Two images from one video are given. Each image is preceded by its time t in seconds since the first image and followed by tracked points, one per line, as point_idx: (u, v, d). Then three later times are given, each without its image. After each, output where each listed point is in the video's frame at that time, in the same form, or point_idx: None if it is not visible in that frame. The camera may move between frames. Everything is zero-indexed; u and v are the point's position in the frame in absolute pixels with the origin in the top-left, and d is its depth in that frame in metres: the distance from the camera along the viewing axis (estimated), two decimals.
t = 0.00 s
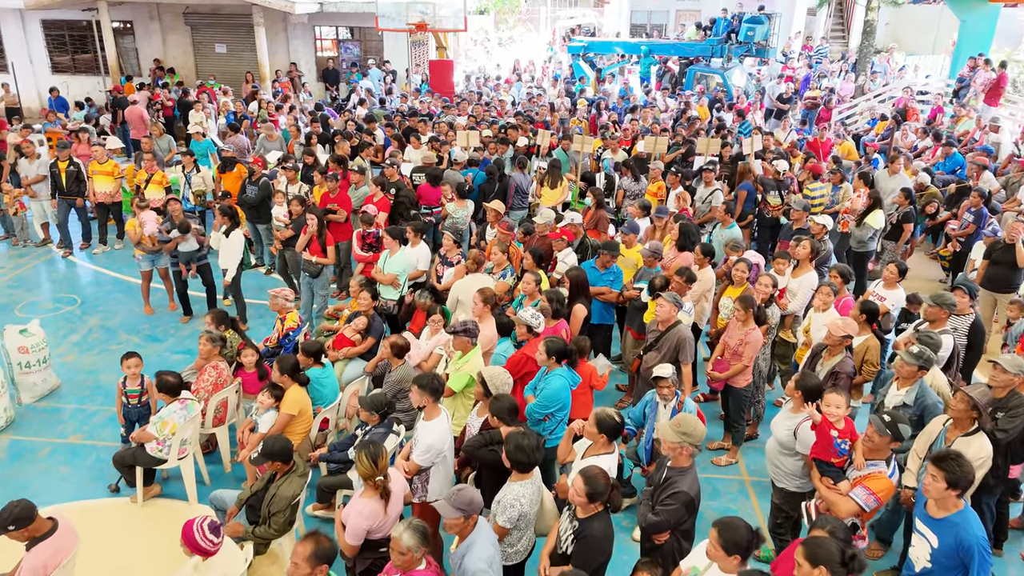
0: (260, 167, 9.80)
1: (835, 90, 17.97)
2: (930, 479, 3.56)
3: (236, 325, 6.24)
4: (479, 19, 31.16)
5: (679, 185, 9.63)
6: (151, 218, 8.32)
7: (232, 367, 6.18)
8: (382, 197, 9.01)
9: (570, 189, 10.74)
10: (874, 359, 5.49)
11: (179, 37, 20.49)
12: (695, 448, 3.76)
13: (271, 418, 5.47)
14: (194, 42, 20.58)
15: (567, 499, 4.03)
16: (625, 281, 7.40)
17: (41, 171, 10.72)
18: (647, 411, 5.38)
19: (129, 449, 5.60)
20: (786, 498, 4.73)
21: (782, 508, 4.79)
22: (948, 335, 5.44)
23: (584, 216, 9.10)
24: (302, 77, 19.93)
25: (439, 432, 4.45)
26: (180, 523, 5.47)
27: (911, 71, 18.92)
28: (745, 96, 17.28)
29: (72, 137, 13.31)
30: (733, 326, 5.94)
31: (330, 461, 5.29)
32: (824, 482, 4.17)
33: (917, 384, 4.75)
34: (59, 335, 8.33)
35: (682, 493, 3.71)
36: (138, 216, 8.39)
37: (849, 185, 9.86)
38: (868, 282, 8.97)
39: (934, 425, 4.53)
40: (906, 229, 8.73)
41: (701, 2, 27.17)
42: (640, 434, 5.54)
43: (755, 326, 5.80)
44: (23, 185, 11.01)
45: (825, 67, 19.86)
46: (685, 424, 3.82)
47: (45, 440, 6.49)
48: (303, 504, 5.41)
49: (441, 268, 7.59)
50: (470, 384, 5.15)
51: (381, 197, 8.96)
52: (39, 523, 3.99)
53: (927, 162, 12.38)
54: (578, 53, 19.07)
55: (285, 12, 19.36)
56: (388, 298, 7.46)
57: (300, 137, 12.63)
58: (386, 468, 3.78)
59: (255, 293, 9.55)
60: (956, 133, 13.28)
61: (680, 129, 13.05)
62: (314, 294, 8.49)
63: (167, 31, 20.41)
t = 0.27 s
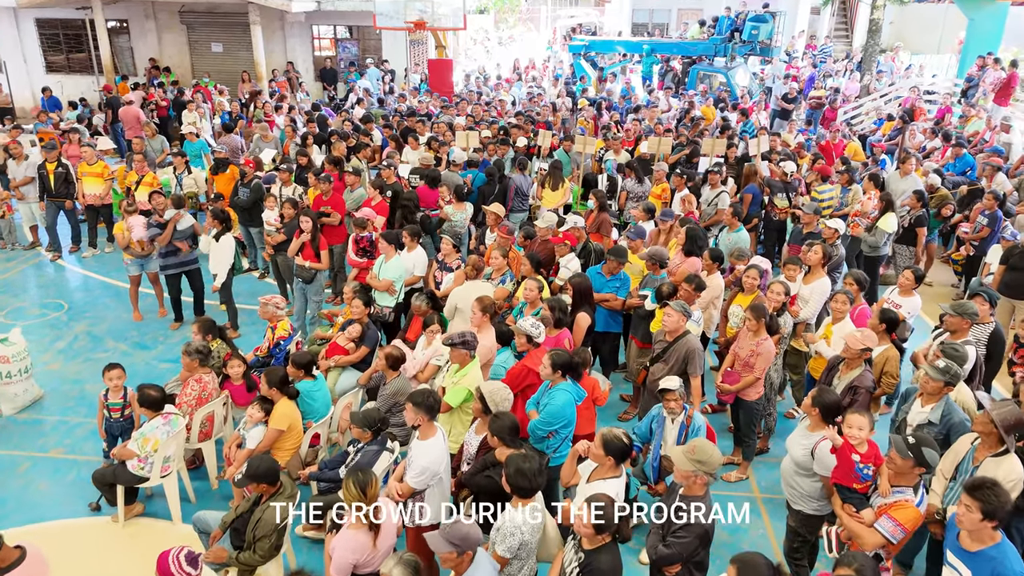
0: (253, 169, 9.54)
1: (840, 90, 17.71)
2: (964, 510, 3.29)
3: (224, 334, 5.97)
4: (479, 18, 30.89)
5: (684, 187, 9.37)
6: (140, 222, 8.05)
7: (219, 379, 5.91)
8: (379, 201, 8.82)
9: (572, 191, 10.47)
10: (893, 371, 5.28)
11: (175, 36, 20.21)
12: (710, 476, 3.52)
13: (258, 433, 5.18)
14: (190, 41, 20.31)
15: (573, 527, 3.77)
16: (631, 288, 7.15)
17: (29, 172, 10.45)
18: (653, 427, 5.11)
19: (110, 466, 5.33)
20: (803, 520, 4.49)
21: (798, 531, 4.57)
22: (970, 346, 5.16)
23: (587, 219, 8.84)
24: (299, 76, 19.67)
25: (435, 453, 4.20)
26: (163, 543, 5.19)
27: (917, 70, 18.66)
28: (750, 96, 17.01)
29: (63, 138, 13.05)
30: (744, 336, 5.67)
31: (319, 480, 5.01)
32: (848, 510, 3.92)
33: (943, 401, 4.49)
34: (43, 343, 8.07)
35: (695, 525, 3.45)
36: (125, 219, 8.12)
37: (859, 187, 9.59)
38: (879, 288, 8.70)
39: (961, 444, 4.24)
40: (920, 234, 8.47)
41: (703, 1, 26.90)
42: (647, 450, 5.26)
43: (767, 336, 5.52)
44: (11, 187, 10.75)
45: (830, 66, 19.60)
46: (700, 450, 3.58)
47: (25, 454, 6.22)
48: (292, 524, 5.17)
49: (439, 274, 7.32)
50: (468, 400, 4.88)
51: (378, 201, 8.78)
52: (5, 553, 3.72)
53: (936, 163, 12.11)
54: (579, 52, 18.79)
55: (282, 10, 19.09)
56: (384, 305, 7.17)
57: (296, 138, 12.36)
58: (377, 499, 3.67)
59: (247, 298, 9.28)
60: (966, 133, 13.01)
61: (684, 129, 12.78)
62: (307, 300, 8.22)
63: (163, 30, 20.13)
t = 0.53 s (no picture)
0: (246, 171, 9.28)
1: (846, 90, 17.46)
2: (1009, 546, 3.02)
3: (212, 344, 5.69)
4: (479, 17, 30.63)
5: (690, 189, 9.10)
6: (128, 226, 7.79)
7: (206, 392, 5.63)
8: (377, 204, 8.53)
9: (574, 193, 10.21)
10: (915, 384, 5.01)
11: (171, 35, 19.95)
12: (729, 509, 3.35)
13: (246, 450, 4.93)
14: (186, 40, 20.05)
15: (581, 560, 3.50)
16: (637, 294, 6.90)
17: (17, 174, 10.19)
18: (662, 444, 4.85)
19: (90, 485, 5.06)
20: (824, 547, 4.23)
21: (818, 558, 4.30)
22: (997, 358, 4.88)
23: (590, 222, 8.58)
24: (297, 76, 19.42)
25: (431, 476, 3.93)
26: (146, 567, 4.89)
27: (924, 70, 18.41)
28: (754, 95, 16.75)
29: (54, 138, 12.79)
30: (757, 347, 5.39)
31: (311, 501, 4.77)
32: (875, 540, 3.72)
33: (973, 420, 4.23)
34: (28, 351, 7.80)
35: (714, 563, 3.29)
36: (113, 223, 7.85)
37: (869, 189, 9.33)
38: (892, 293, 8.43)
39: (993, 465, 3.98)
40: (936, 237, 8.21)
41: None
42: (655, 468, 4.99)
43: (781, 348, 5.24)
44: None
45: (835, 66, 19.35)
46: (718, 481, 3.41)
47: (4, 470, 5.95)
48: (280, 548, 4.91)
49: (437, 280, 7.05)
50: (467, 416, 4.60)
51: (377, 204, 8.50)
52: None
53: (947, 165, 11.84)
54: (580, 51, 18.53)
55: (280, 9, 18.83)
56: (380, 313, 6.89)
57: (291, 139, 12.10)
58: (364, 530, 3.48)
59: (241, 304, 9.01)
60: (976, 134, 12.75)
61: (689, 130, 12.51)
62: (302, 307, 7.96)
63: (159, 29, 19.87)
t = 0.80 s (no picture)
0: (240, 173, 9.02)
1: (853, 90, 17.20)
2: None
3: (201, 356, 5.43)
4: (480, 17, 30.42)
5: (697, 192, 8.85)
6: (117, 231, 7.53)
7: (195, 407, 5.37)
8: (377, 208, 8.21)
9: (578, 196, 9.95)
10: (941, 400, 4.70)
11: (167, 34, 19.68)
12: (756, 553, 3.26)
13: (234, 471, 4.65)
14: (182, 39, 19.78)
15: None
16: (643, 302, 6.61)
17: (5, 176, 9.93)
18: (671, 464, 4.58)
19: (69, 506, 4.80)
20: None
21: None
22: None
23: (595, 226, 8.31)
24: (295, 75, 19.15)
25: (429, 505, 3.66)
26: None
27: (931, 69, 18.16)
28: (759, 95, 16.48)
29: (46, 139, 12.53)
30: (773, 360, 5.12)
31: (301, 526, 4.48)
32: (908, 574, 3.53)
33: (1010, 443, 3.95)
34: (13, 360, 7.54)
35: None
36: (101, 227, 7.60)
37: (882, 192, 9.07)
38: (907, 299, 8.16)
39: None
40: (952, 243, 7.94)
41: None
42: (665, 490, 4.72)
43: (799, 361, 4.98)
44: None
45: (841, 65, 19.09)
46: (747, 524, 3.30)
47: None
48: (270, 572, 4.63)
49: (437, 288, 6.78)
50: (467, 436, 4.34)
51: (376, 208, 8.15)
52: None
53: (959, 166, 11.58)
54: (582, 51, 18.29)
55: (277, 7, 18.58)
56: (377, 321, 6.62)
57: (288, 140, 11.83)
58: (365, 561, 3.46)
59: (235, 310, 8.76)
60: (988, 135, 12.48)
61: (694, 131, 12.25)
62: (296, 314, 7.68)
63: (155, 28, 19.61)
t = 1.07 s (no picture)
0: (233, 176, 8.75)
1: (859, 90, 16.95)
2: None
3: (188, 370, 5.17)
4: (480, 16, 30.17)
5: (705, 196, 8.58)
6: (105, 236, 7.28)
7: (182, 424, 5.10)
8: (373, 212, 7.97)
9: (581, 199, 9.70)
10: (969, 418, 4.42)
11: (163, 33, 19.42)
12: None
13: (220, 494, 4.39)
14: (179, 39, 19.52)
15: None
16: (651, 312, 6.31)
17: None
18: (683, 487, 4.31)
19: (45, 531, 4.50)
20: None
21: None
22: None
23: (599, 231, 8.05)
24: (293, 75, 18.89)
25: (426, 538, 3.41)
26: None
27: (938, 69, 17.90)
28: (764, 95, 16.21)
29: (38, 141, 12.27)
30: (791, 376, 4.87)
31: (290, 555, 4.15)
32: None
33: None
34: None
35: None
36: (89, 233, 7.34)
37: (895, 196, 8.79)
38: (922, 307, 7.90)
39: None
40: (966, 251, 7.64)
41: None
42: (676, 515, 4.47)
43: (818, 378, 4.72)
44: None
45: (847, 65, 18.83)
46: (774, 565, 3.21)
47: None
48: None
49: (436, 296, 6.52)
50: (468, 460, 4.07)
51: (372, 212, 7.94)
52: None
53: (971, 168, 11.31)
54: (584, 50, 18.34)
55: (275, 6, 18.33)
56: (373, 332, 6.34)
57: (284, 141, 11.57)
58: None
59: (228, 318, 8.49)
60: (1000, 136, 12.22)
61: (699, 132, 11.98)
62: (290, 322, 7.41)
63: (151, 27, 19.33)
